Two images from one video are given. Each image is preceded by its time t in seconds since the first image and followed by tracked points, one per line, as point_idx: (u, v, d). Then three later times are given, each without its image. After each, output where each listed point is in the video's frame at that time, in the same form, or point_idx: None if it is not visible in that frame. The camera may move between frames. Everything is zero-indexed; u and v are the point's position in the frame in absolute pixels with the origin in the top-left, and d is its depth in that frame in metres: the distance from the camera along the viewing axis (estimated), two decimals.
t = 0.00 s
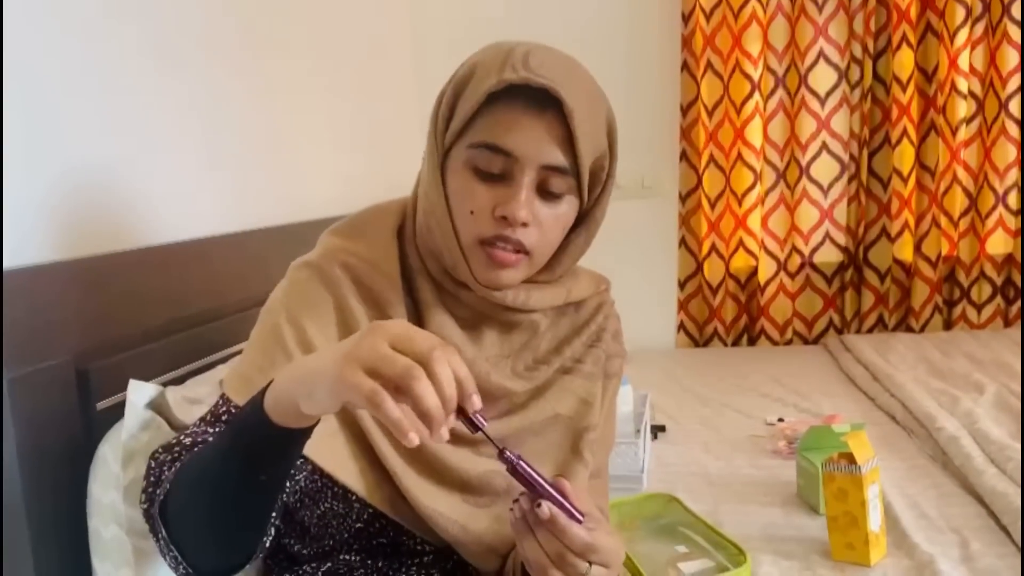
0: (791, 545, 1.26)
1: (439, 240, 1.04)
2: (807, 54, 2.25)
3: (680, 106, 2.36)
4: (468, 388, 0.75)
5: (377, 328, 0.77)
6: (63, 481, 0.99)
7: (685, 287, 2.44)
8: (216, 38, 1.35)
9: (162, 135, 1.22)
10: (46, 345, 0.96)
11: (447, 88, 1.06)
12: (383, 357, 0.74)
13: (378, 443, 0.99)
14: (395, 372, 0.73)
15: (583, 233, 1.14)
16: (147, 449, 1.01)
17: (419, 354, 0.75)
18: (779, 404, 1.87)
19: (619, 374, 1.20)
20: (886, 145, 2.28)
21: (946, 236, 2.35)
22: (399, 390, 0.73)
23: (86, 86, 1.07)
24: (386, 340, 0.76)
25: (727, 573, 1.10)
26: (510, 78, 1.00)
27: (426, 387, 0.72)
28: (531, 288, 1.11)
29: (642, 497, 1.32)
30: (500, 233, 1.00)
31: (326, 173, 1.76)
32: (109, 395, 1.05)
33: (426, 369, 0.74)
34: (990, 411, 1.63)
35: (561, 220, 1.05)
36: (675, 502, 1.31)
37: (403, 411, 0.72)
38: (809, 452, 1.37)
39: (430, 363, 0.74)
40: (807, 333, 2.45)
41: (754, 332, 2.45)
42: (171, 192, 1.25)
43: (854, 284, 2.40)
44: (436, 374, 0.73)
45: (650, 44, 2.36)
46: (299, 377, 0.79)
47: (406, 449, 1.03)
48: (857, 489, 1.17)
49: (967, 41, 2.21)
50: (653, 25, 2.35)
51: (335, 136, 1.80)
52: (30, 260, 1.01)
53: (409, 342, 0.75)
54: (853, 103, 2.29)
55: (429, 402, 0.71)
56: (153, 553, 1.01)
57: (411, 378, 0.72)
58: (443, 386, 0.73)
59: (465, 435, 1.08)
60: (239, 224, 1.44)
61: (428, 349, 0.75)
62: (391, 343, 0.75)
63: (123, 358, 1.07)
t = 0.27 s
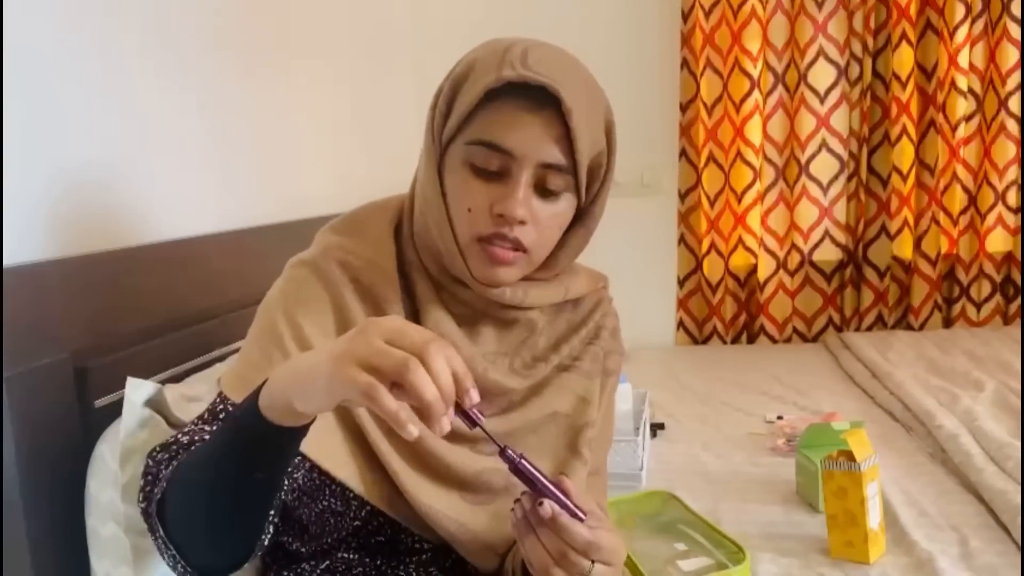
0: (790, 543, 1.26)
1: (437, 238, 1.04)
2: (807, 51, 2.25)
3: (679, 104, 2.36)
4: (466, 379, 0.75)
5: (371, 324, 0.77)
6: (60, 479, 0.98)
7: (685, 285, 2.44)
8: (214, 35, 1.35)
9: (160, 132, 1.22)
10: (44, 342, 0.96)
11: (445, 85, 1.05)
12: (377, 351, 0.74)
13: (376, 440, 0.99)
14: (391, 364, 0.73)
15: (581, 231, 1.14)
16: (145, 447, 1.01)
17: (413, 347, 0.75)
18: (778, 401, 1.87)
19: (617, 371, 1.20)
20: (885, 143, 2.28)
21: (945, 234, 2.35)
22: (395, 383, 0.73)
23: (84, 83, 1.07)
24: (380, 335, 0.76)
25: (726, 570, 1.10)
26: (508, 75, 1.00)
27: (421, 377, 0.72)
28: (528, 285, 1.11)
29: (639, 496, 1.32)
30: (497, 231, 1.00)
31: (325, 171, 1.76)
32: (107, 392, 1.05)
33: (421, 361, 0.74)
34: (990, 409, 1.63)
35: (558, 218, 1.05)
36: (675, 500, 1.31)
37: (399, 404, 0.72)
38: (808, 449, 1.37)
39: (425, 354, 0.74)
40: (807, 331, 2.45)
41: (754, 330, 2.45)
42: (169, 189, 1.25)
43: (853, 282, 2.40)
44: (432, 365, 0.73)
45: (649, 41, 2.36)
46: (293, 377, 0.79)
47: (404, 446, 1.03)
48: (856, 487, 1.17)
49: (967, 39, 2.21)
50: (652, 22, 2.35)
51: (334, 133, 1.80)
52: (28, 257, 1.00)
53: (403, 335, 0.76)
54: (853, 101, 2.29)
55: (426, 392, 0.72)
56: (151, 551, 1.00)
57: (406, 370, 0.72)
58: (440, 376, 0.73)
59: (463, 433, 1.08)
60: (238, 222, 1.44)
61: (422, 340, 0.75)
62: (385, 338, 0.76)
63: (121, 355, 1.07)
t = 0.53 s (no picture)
0: (790, 542, 1.26)
1: (435, 237, 1.04)
2: (807, 50, 2.25)
3: (679, 103, 2.36)
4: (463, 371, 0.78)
5: (365, 324, 0.79)
6: (60, 478, 0.98)
7: (684, 284, 2.45)
8: (214, 35, 1.35)
9: (159, 131, 1.22)
10: (43, 341, 0.96)
11: (443, 84, 1.05)
12: (375, 349, 0.76)
13: (375, 439, 0.99)
14: (391, 361, 0.75)
15: (580, 230, 1.14)
16: (145, 445, 1.00)
17: (411, 339, 0.77)
18: (778, 400, 1.87)
19: (616, 369, 1.20)
20: (885, 142, 2.28)
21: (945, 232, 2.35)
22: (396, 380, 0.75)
23: (83, 82, 1.07)
24: (377, 331, 0.78)
25: (725, 569, 1.10)
26: (507, 75, 1.00)
27: (423, 371, 0.74)
28: (526, 284, 1.11)
29: (639, 494, 1.32)
30: (495, 230, 1.00)
31: (324, 170, 1.76)
32: (106, 391, 1.05)
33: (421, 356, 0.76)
34: (990, 408, 1.63)
35: (557, 217, 1.05)
36: (675, 498, 1.31)
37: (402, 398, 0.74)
38: (808, 448, 1.37)
39: (423, 348, 0.76)
40: (807, 330, 2.45)
41: (753, 329, 2.46)
42: (168, 188, 1.25)
43: (853, 280, 2.40)
44: (432, 359, 0.76)
45: (649, 39, 2.36)
46: (286, 379, 0.79)
47: (403, 446, 1.03)
48: (856, 485, 1.17)
49: (967, 37, 2.21)
50: (652, 20, 2.35)
51: (333, 132, 1.80)
52: (28, 256, 1.00)
53: (400, 332, 0.77)
54: (852, 100, 2.28)
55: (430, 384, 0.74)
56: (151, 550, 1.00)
57: (407, 364, 0.74)
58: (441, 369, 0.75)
59: (462, 432, 1.08)
60: (237, 221, 1.44)
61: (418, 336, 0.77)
62: (381, 335, 0.77)
63: (119, 355, 1.07)
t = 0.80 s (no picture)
0: (790, 541, 1.26)
1: (435, 237, 1.04)
2: (807, 50, 2.25)
3: (679, 102, 2.36)
4: (457, 385, 0.76)
5: (362, 331, 0.78)
6: (62, 478, 0.99)
7: (684, 284, 2.44)
8: (215, 35, 1.35)
9: (160, 131, 1.22)
10: (44, 340, 0.96)
11: (443, 84, 1.06)
12: (370, 359, 0.75)
13: (374, 439, 0.99)
14: (384, 372, 0.74)
15: (579, 230, 1.14)
16: (146, 446, 1.00)
17: (407, 352, 0.76)
18: (778, 400, 1.87)
19: (615, 369, 1.20)
20: (885, 142, 2.28)
21: (945, 231, 2.36)
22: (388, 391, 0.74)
23: (83, 82, 1.07)
24: (373, 340, 0.77)
25: (725, 569, 1.10)
26: (507, 76, 1.00)
27: (413, 385, 0.73)
28: (526, 285, 1.11)
29: (641, 493, 1.32)
30: (495, 230, 1.00)
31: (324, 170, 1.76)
32: (106, 392, 1.05)
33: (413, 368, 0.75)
34: (990, 407, 1.64)
35: (556, 218, 1.05)
36: (675, 498, 1.31)
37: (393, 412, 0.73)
38: (808, 448, 1.37)
39: (417, 360, 0.75)
40: (806, 330, 2.46)
41: (753, 328, 2.46)
42: (169, 188, 1.25)
43: (853, 280, 2.41)
44: (424, 372, 0.74)
45: (650, 39, 2.36)
46: (284, 384, 0.79)
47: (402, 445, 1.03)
48: (856, 485, 1.17)
49: (967, 37, 2.21)
50: (652, 20, 2.35)
51: (334, 131, 1.80)
52: (29, 257, 1.00)
53: (395, 343, 0.76)
54: (852, 99, 2.28)
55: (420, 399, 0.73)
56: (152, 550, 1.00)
57: (399, 375, 0.73)
58: (432, 384, 0.74)
59: (462, 432, 1.08)
60: (237, 221, 1.44)
61: (414, 347, 0.76)
62: (377, 345, 0.77)
63: (119, 355, 1.07)
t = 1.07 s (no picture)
0: (790, 541, 1.26)
1: (434, 237, 1.04)
2: (807, 50, 2.25)
3: (679, 103, 2.36)
4: (450, 366, 0.77)
5: (356, 317, 0.78)
6: (63, 478, 0.99)
7: (685, 284, 2.44)
8: (215, 35, 1.35)
9: (160, 132, 1.22)
10: (44, 341, 0.96)
11: (444, 84, 1.06)
12: (361, 344, 0.75)
13: (375, 440, 1.00)
14: (376, 356, 0.74)
15: (579, 230, 1.14)
16: (147, 446, 1.00)
17: (399, 334, 0.76)
18: (779, 400, 1.87)
19: (615, 369, 1.20)
20: (886, 142, 2.29)
21: (945, 232, 2.36)
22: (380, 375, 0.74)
23: (83, 82, 1.07)
24: (366, 326, 0.77)
25: (726, 569, 1.10)
26: (507, 77, 1.00)
27: (407, 367, 0.73)
28: (526, 285, 1.11)
29: (642, 494, 1.32)
30: (495, 231, 1.00)
31: (325, 171, 1.76)
32: (107, 393, 1.05)
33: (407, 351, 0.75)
34: (990, 407, 1.64)
35: (556, 219, 1.05)
36: (675, 499, 1.31)
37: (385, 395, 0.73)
38: (808, 448, 1.37)
39: (410, 343, 0.75)
40: (807, 330, 2.46)
41: (754, 329, 2.46)
42: (170, 188, 1.25)
43: (853, 280, 2.41)
44: (417, 354, 0.74)
45: (651, 39, 2.36)
46: (277, 373, 0.79)
47: (402, 445, 1.03)
48: (857, 485, 1.17)
49: (967, 38, 2.21)
50: (653, 20, 2.35)
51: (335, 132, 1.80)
52: (30, 257, 1.01)
53: (388, 327, 0.77)
54: (853, 100, 2.29)
55: (414, 380, 0.73)
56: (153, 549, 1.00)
57: (392, 359, 0.73)
58: (425, 365, 0.74)
59: (462, 433, 1.08)
60: (238, 221, 1.44)
61: (406, 331, 0.76)
62: (368, 330, 0.77)
63: (120, 355, 1.07)
